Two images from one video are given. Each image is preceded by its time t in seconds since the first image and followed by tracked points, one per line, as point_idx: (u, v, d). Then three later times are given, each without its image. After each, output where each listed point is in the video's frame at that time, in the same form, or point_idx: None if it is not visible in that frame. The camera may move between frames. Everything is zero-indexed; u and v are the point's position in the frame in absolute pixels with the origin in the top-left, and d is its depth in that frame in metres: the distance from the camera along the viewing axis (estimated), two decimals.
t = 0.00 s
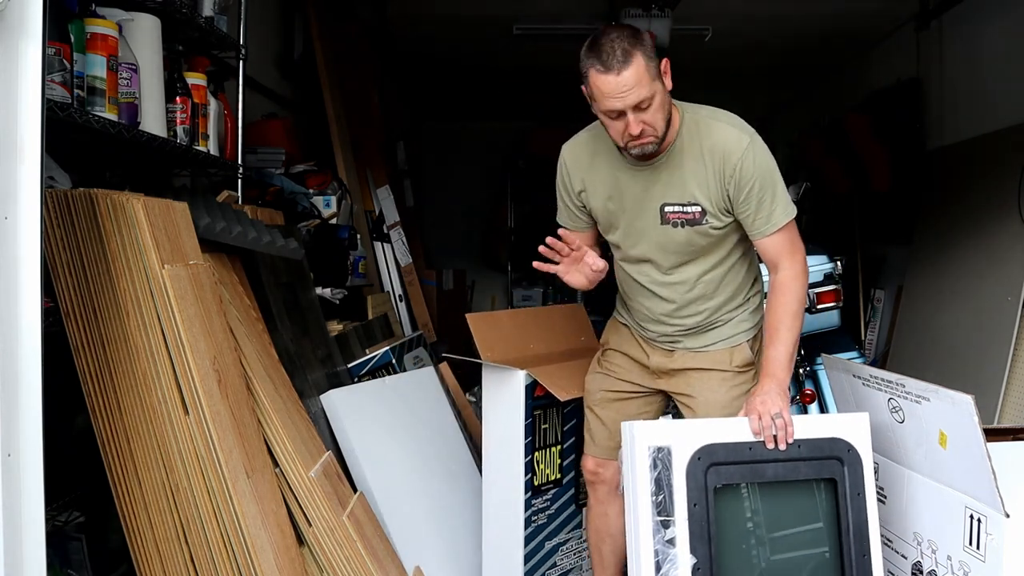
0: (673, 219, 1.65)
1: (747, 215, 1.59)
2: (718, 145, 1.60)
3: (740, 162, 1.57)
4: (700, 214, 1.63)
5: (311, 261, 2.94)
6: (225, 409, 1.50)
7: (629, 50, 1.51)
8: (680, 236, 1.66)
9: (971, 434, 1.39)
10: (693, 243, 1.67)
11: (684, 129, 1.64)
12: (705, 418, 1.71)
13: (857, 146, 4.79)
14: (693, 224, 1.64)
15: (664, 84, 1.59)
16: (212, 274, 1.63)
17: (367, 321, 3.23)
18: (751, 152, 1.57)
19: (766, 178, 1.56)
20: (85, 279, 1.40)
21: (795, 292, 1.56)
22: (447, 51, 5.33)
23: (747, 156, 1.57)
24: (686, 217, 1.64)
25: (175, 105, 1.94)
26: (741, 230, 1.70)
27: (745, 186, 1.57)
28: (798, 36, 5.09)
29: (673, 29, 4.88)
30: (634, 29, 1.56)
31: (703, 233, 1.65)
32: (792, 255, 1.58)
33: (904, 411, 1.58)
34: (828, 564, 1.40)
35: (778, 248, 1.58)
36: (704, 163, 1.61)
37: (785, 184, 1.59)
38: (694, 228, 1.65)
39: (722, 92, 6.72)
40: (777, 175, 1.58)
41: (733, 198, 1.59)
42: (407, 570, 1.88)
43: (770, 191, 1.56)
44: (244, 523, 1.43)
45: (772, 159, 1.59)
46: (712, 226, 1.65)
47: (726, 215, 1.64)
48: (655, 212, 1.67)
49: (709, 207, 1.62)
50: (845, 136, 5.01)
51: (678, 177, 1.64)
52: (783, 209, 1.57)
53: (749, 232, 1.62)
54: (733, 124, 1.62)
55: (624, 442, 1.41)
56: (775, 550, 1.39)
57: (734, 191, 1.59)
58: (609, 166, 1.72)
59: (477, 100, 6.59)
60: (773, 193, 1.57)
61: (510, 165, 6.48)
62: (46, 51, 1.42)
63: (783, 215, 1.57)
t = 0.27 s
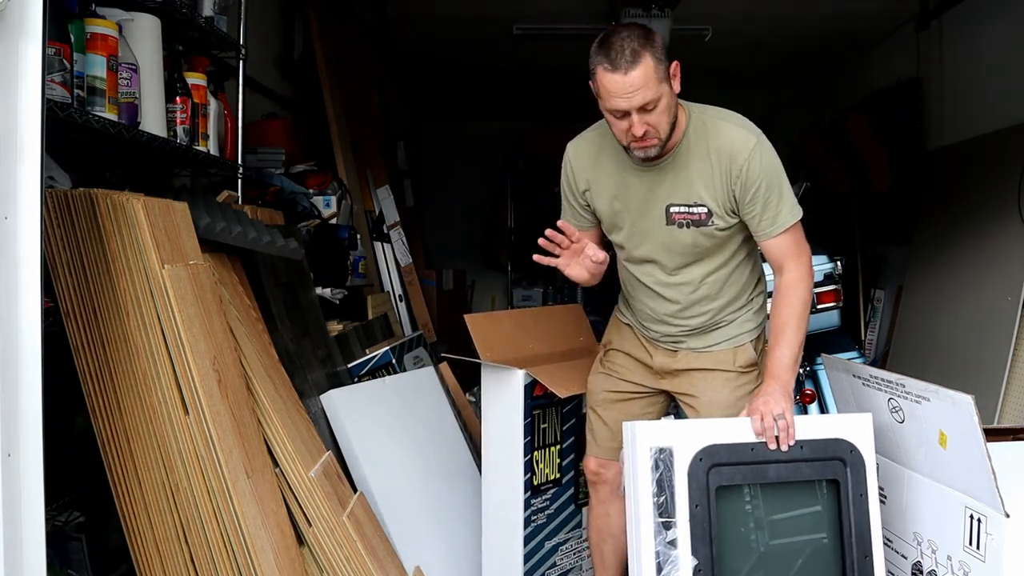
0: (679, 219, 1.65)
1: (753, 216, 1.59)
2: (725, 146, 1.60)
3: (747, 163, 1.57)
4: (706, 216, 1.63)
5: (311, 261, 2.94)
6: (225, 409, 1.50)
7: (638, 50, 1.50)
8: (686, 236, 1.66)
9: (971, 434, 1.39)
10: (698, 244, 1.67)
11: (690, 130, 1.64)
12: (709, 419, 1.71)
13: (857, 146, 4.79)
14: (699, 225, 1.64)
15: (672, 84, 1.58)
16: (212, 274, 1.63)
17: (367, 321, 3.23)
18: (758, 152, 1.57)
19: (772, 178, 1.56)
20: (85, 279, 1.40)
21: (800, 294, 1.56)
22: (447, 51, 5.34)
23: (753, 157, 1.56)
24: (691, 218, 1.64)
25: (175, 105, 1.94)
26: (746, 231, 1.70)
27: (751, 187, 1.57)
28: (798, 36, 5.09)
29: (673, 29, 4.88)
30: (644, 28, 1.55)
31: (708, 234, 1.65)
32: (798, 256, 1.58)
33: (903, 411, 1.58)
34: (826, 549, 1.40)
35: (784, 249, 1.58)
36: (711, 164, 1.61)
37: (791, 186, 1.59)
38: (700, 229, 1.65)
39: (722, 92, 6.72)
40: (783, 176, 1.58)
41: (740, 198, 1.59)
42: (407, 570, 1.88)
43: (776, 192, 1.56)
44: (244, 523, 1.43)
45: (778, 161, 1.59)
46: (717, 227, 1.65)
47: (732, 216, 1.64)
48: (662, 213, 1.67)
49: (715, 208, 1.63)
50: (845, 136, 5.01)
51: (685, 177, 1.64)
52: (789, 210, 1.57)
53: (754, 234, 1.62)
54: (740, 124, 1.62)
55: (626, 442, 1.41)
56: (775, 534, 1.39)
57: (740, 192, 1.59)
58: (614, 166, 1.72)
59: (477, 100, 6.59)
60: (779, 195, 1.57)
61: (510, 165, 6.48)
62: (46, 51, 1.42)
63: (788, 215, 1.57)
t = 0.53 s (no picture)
0: (684, 220, 1.65)
1: (758, 216, 1.59)
2: (731, 146, 1.60)
3: (753, 163, 1.56)
4: (712, 216, 1.63)
5: (311, 261, 2.94)
6: (225, 409, 1.50)
7: (642, 35, 1.51)
8: (693, 237, 1.66)
9: (971, 434, 1.39)
10: (704, 245, 1.67)
11: (696, 130, 1.64)
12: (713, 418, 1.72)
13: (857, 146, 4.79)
14: (705, 226, 1.64)
15: (676, 79, 1.59)
16: (212, 274, 1.63)
17: (367, 321, 3.23)
18: (764, 152, 1.57)
19: (778, 179, 1.56)
20: (85, 279, 1.40)
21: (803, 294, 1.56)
22: (447, 51, 5.34)
23: (759, 157, 1.56)
24: (697, 218, 1.64)
25: (175, 105, 1.94)
26: (751, 231, 1.70)
27: (757, 187, 1.57)
28: (798, 36, 5.10)
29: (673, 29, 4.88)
30: (654, 22, 1.57)
31: (714, 234, 1.65)
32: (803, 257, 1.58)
33: (904, 411, 1.58)
34: (827, 551, 1.40)
35: (788, 249, 1.59)
36: (716, 164, 1.61)
37: (797, 186, 1.59)
38: (706, 230, 1.64)
39: (722, 92, 6.72)
40: (788, 176, 1.58)
41: (745, 198, 1.59)
42: (407, 570, 1.88)
43: (782, 192, 1.56)
44: (244, 524, 1.43)
45: (784, 161, 1.59)
46: (723, 228, 1.64)
47: (738, 217, 1.64)
48: (667, 214, 1.67)
49: (722, 208, 1.62)
50: (845, 136, 5.01)
51: (691, 177, 1.64)
52: (794, 210, 1.57)
53: (759, 234, 1.61)
54: (745, 124, 1.62)
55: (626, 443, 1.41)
56: (775, 537, 1.39)
57: (746, 192, 1.59)
58: (618, 166, 1.72)
59: (477, 100, 6.59)
60: (785, 195, 1.56)
61: (510, 165, 6.48)
62: (46, 51, 1.42)
63: (794, 215, 1.57)
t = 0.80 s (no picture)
0: (692, 216, 1.65)
1: (764, 213, 1.59)
2: (737, 142, 1.60)
3: (759, 159, 1.57)
4: (718, 212, 1.63)
5: (310, 261, 2.94)
6: (225, 409, 1.50)
7: (674, 22, 1.53)
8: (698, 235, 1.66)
9: (971, 434, 1.39)
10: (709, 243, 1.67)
11: (703, 126, 1.64)
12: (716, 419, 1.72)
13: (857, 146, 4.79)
14: (711, 222, 1.64)
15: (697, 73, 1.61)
16: (212, 274, 1.63)
17: (367, 321, 3.23)
18: (770, 148, 1.57)
19: (784, 175, 1.56)
20: (85, 279, 1.40)
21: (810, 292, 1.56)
22: (447, 51, 5.34)
23: (766, 153, 1.57)
24: (704, 214, 1.64)
25: (175, 105, 1.94)
26: (756, 229, 1.70)
27: (763, 183, 1.57)
28: (797, 36, 5.10)
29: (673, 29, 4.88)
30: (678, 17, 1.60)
31: (721, 231, 1.65)
32: (808, 255, 1.58)
33: (904, 411, 1.58)
34: (827, 551, 1.40)
35: (796, 247, 1.58)
36: (723, 160, 1.61)
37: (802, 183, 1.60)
38: (712, 226, 1.64)
39: (723, 92, 6.72)
40: (794, 173, 1.58)
41: (751, 195, 1.60)
42: (407, 570, 1.88)
43: (788, 189, 1.56)
44: (244, 524, 1.43)
45: (790, 158, 1.59)
46: (730, 225, 1.65)
47: (744, 214, 1.64)
48: (673, 211, 1.67)
49: (728, 204, 1.62)
50: (845, 136, 5.01)
51: (697, 174, 1.64)
52: (801, 206, 1.57)
53: (765, 232, 1.61)
54: (751, 121, 1.63)
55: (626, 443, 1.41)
56: (775, 537, 1.39)
57: (752, 188, 1.59)
58: (622, 164, 1.71)
59: (477, 100, 6.59)
60: (791, 192, 1.57)
61: (510, 165, 6.49)
62: (47, 51, 1.43)
63: (800, 212, 1.57)
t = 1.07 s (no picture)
0: (697, 217, 1.64)
1: (770, 214, 1.59)
2: (744, 143, 1.60)
3: (766, 160, 1.57)
4: (724, 213, 1.63)
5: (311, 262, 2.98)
6: (225, 409, 1.50)
7: (679, 20, 1.53)
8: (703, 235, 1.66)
9: (971, 434, 1.39)
10: (715, 243, 1.66)
11: (709, 126, 1.64)
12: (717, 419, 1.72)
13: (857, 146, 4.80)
14: (717, 223, 1.64)
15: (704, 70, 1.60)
16: (212, 274, 1.63)
17: (367, 321, 3.23)
18: (777, 149, 1.57)
19: (791, 176, 1.57)
20: (85, 279, 1.40)
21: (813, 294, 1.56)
22: (448, 51, 5.34)
23: (773, 154, 1.57)
24: (710, 215, 1.64)
25: (175, 105, 1.93)
26: (761, 230, 1.71)
27: (770, 185, 1.57)
28: (797, 36, 5.10)
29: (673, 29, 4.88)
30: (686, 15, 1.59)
31: (726, 232, 1.65)
32: (813, 256, 1.58)
33: (904, 411, 1.58)
34: (827, 551, 1.40)
35: (798, 248, 1.59)
36: (729, 161, 1.61)
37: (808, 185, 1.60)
38: (718, 226, 1.64)
39: (723, 92, 6.72)
40: (800, 174, 1.59)
41: (758, 196, 1.60)
42: (407, 570, 1.88)
43: (794, 190, 1.57)
44: (245, 524, 1.43)
45: (796, 159, 1.59)
46: (736, 225, 1.65)
47: (749, 215, 1.64)
48: (678, 212, 1.66)
49: (734, 205, 1.62)
50: (845, 136, 5.02)
51: (703, 174, 1.63)
52: (807, 207, 1.58)
53: (771, 233, 1.62)
54: (757, 122, 1.63)
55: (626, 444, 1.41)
56: (775, 537, 1.39)
57: (758, 189, 1.59)
58: (626, 164, 1.71)
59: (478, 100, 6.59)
60: (797, 193, 1.57)
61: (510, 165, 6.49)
62: (46, 50, 1.43)
63: (807, 213, 1.58)
